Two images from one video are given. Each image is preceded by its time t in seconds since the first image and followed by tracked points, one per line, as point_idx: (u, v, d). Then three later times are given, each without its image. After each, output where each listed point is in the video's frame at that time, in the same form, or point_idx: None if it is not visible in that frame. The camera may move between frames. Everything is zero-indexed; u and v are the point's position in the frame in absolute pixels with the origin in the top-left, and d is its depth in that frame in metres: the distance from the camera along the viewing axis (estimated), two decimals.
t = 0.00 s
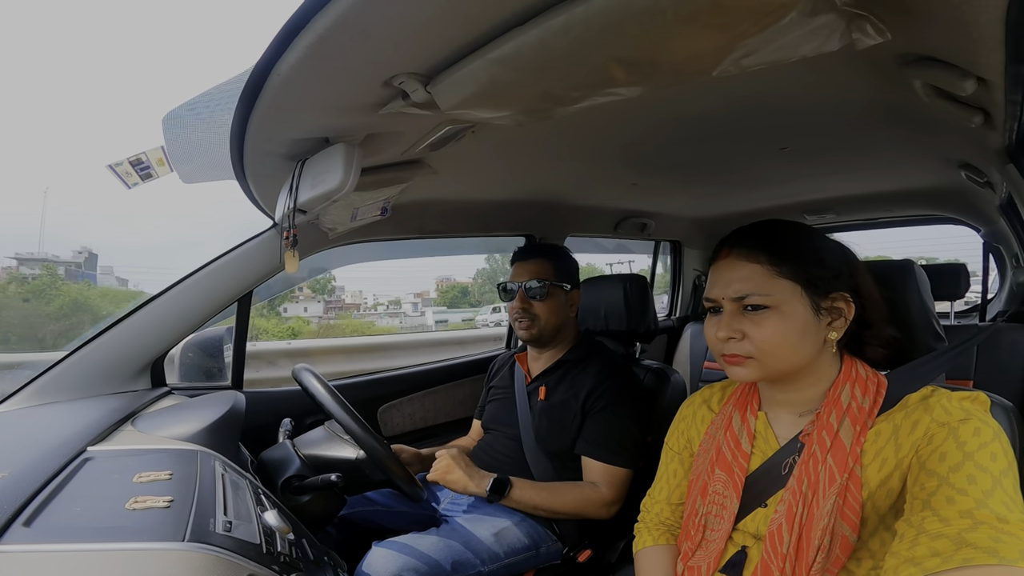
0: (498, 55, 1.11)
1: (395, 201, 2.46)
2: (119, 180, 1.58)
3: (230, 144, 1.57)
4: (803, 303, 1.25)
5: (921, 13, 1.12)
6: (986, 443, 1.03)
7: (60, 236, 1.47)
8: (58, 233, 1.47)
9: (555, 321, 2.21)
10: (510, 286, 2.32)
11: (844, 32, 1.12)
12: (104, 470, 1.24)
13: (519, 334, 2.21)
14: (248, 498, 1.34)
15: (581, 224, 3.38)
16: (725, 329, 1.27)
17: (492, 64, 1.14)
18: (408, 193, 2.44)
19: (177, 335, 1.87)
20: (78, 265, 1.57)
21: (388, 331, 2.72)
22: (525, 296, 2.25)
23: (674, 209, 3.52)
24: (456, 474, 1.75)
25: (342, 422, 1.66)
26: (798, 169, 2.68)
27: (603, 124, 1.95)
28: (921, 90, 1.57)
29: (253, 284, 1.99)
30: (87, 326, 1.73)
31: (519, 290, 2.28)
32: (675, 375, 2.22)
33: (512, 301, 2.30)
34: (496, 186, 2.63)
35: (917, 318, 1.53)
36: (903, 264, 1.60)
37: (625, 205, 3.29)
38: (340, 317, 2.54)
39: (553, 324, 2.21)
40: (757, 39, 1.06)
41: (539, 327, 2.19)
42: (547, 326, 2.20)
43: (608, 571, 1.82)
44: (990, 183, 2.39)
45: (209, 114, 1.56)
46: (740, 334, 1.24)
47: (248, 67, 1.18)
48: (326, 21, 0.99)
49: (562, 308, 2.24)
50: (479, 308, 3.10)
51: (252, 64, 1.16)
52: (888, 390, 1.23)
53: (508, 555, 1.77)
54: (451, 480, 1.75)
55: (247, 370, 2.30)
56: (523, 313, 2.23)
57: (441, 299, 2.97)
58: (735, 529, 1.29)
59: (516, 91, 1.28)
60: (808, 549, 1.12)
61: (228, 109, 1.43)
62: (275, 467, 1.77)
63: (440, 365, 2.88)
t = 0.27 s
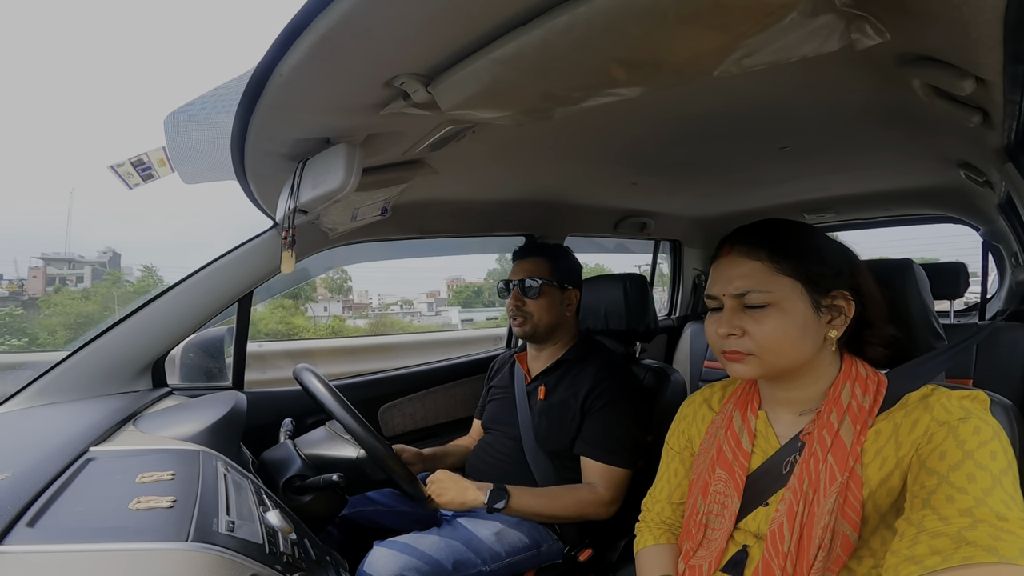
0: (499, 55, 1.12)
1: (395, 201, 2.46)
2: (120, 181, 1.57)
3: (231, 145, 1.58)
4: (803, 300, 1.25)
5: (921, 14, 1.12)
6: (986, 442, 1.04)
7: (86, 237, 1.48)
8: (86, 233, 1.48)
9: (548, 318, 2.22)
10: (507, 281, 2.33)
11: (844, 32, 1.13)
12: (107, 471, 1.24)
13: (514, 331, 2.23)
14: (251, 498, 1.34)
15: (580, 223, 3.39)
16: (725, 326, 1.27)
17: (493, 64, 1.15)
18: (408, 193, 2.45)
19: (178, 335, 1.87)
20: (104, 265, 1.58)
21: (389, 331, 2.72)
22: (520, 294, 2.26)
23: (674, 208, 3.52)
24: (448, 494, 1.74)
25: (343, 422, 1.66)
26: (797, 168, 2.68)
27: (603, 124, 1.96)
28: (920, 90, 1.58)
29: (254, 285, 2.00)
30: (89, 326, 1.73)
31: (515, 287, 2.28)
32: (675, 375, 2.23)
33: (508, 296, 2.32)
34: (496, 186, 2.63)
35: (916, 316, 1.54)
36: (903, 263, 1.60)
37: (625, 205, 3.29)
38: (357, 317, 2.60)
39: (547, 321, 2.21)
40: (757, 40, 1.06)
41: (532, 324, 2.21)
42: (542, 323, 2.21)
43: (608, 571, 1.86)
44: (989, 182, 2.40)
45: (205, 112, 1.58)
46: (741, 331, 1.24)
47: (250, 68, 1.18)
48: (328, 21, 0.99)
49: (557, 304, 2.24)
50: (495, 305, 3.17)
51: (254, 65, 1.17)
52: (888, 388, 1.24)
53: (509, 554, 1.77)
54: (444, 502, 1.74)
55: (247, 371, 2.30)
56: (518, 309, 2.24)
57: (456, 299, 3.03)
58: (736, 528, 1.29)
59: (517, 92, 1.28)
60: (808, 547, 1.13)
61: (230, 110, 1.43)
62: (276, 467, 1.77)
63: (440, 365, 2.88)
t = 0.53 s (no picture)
0: (499, 52, 1.10)
1: (395, 199, 2.45)
2: (118, 178, 1.58)
3: (229, 142, 1.56)
4: (803, 300, 1.24)
5: (925, 11, 1.11)
6: (987, 443, 1.03)
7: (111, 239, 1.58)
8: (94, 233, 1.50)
9: (549, 319, 2.20)
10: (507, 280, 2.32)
11: (848, 30, 1.12)
12: (102, 470, 1.23)
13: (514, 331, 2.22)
14: (247, 497, 1.33)
15: (581, 223, 3.38)
16: (724, 326, 1.26)
17: (493, 61, 1.14)
18: (408, 191, 2.44)
19: (176, 333, 1.86)
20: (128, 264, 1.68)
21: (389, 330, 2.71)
22: (520, 294, 2.24)
23: (675, 208, 3.51)
24: (456, 478, 1.67)
25: (341, 421, 1.65)
26: (799, 168, 2.67)
27: (605, 122, 1.94)
28: (924, 89, 1.57)
29: (253, 283, 1.99)
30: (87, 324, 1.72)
31: (515, 287, 2.27)
32: (675, 375, 2.22)
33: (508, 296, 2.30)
34: (497, 185, 2.62)
35: (918, 317, 1.53)
36: (905, 263, 1.60)
37: (626, 205, 3.28)
38: (369, 315, 2.65)
39: (548, 322, 2.20)
40: (760, 37, 1.05)
41: (533, 324, 2.20)
42: (542, 323, 2.20)
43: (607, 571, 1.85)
44: (992, 182, 2.38)
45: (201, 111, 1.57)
46: (740, 331, 1.23)
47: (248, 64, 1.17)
48: (326, 16, 0.98)
49: (557, 304, 2.23)
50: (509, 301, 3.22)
51: (251, 61, 1.16)
52: (889, 389, 1.23)
53: (507, 554, 1.76)
54: (453, 486, 1.67)
55: (246, 369, 2.29)
56: (518, 310, 2.23)
57: (470, 297, 3.07)
58: (736, 529, 1.28)
59: (517, 88, 1.27)
60: (808, 549, 1.12)
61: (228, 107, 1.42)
62: (274, 466, 1.76)
63: (440, 364, 2.87)
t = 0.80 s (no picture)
0: (499, 51, 1.11)
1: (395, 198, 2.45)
2: (119, 177, 1.58)
3: (230, 140, 1.57)
4: (804, 298, 1.24)
5: (926, 11, 1.11)
6: (987, 443, 1.03)
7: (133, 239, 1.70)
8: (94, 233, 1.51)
9: (554, 317, 2.21)
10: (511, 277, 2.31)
11: (848, 29, 1.12)
12: (104, 467, 1.24)
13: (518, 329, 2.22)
14: (247, 495, 1.33)
15: (581, 222, 3.38)
16: (726, 323, 1.27)
17: (493, 60, 1.14)
18: (409, 190, 2.44)
19: (177, 331, 1.87)
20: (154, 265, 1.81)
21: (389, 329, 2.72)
22: (525, 291, 2.24)
23: (675, 207, 3.51)
24: (455, 496, 1.78)
25: (342, 419, 1.65)
26: (799, 167, 2.67)
27: (605, 121, 1.94)
28: (924, 89, 1.57)
29: (254, 281, 1.99)
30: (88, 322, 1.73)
31: (520, 283, 2.26)
32: (675, 374, 2.22)
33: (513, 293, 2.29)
34: (497, 183, 2.62)
35: (918, 317, 1.53)
36: (905, 262, 1.60)
37: (626, 204, 3.28)
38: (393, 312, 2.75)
39: (553, 320, 2.21)
40: (760, 36, 1.05)
41: (536, 323, 2.20)
42: (546, 322, 2.20)
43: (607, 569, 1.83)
44: (993, 182, 2.38)
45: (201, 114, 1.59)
46: (741, 328, 1.24)
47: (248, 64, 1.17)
48: (326, 16, 0.98)
49: (562, 303, 2.23)
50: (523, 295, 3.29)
51: (251, 61, 1.16)
52: (889, 388, 1.23)
53: (507, 553, 1.76)
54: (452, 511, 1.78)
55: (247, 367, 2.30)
56: (521, 308, 2.23)
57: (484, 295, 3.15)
58: (735, 528, 1.29)
59: (518, 88, 1.27)
60: (808, 548, 1.12)
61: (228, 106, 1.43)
62: (274, 465, 1.77)
63: (440, 363, 2.87)
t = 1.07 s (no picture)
0: (495, 52, 1.11)
1: (394, 199, 2.45)
2: (117, 179, 1.57)
3: (228, 142, 1.57)
4: (805, 297, 1.24)
5: (921, 10, 1.11)
6: (986, 444, 1.03)
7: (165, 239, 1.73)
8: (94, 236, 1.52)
9: (555, 319, 2.21)
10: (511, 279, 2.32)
11: (844, 29, 1.12)
12: (104, 469, 1.24)
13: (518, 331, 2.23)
14: (247, 496, 1.34)
15: (580, 223, 3.38)
16: (726, 321, 1.27)
17: (489, 61, 1.14)
18: (408, 191, 2.44)
19: (177, 333, 1.87)
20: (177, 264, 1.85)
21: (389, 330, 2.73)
22: (526, 292, 2.25)
23: (675, 207, 3.51)
24: (453, 503, 1.82)
25: (344, 421, 1.65)
26: (799, 167, 2.67)
27: (604, 121, 1.95)
28: (923, 88, 1.57)
29: (254, 283, 1.99)
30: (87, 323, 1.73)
31: (521, 285, 2.27)
32: (676, 374, 2.23)
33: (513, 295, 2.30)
34: (497, 184, 2.63)
35: (919, 317, 1.53)
36: (906, 262, 1.59)
37: (626, 204, 3.29)
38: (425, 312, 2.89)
39: (555, 322, 2.21)
40: (755, 36, 1.05)
41: (539, 325, 2.20)
42: (547, 324, 2.21)
43: (606, 571, 1.84)
44: (992, 181, 2.38)
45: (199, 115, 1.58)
46: (741, 326, 1.24)
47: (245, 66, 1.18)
48: (323, 18, 0.99)
49: (563, 305, 2.24)
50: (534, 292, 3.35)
51: (249, 63, 1.17)
52: (889, 388, 1.23)
53: (507, 554, 1.77)
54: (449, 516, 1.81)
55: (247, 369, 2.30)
56: (522, 309, 2.24)
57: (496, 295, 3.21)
58: (735, 528, 1.29)
59: (515, 88, 1.27)
60: (808, 549, 1.12)
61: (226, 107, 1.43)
62: (274, 465, 1.77)
63: (440, 364, 2.87)
